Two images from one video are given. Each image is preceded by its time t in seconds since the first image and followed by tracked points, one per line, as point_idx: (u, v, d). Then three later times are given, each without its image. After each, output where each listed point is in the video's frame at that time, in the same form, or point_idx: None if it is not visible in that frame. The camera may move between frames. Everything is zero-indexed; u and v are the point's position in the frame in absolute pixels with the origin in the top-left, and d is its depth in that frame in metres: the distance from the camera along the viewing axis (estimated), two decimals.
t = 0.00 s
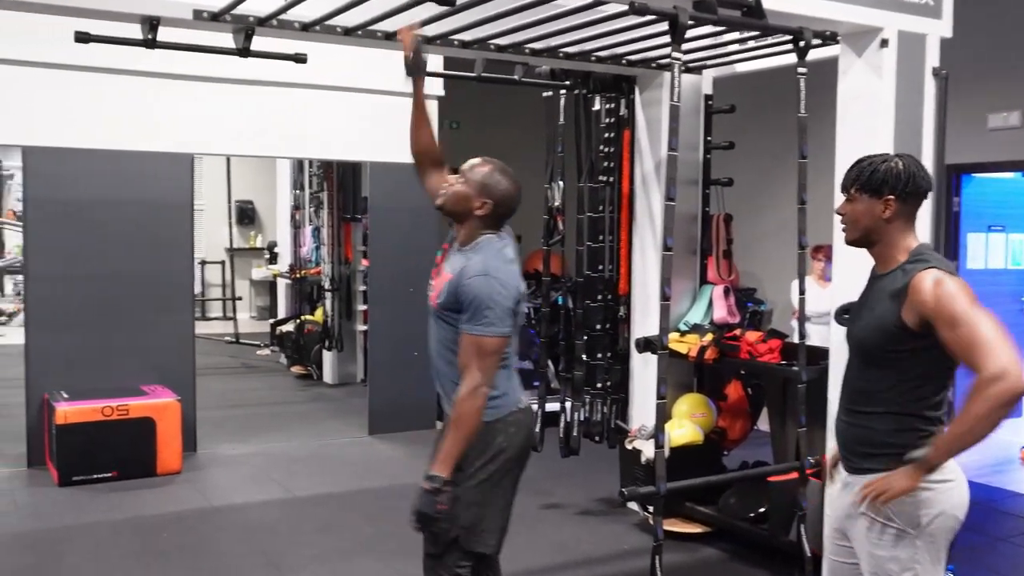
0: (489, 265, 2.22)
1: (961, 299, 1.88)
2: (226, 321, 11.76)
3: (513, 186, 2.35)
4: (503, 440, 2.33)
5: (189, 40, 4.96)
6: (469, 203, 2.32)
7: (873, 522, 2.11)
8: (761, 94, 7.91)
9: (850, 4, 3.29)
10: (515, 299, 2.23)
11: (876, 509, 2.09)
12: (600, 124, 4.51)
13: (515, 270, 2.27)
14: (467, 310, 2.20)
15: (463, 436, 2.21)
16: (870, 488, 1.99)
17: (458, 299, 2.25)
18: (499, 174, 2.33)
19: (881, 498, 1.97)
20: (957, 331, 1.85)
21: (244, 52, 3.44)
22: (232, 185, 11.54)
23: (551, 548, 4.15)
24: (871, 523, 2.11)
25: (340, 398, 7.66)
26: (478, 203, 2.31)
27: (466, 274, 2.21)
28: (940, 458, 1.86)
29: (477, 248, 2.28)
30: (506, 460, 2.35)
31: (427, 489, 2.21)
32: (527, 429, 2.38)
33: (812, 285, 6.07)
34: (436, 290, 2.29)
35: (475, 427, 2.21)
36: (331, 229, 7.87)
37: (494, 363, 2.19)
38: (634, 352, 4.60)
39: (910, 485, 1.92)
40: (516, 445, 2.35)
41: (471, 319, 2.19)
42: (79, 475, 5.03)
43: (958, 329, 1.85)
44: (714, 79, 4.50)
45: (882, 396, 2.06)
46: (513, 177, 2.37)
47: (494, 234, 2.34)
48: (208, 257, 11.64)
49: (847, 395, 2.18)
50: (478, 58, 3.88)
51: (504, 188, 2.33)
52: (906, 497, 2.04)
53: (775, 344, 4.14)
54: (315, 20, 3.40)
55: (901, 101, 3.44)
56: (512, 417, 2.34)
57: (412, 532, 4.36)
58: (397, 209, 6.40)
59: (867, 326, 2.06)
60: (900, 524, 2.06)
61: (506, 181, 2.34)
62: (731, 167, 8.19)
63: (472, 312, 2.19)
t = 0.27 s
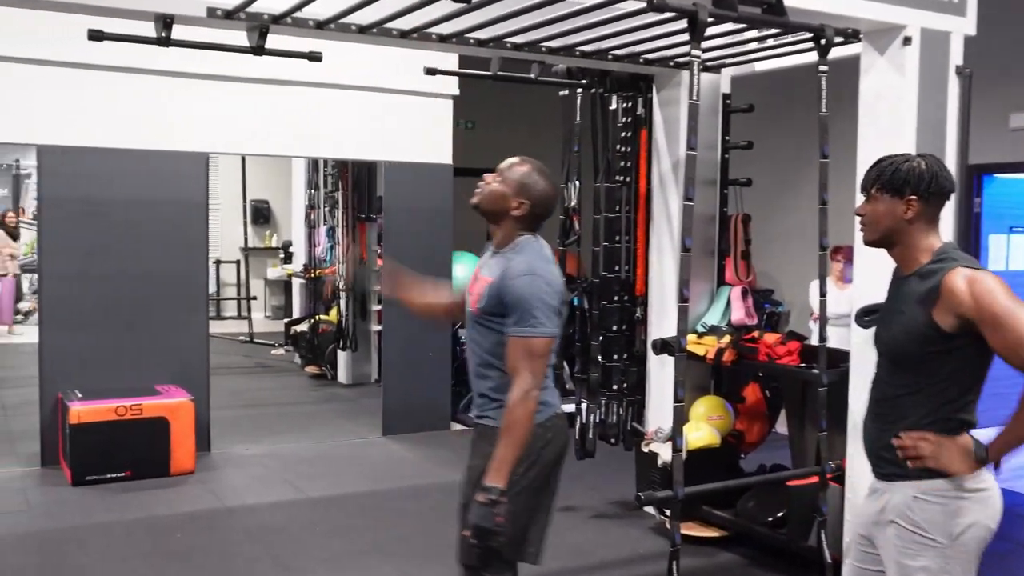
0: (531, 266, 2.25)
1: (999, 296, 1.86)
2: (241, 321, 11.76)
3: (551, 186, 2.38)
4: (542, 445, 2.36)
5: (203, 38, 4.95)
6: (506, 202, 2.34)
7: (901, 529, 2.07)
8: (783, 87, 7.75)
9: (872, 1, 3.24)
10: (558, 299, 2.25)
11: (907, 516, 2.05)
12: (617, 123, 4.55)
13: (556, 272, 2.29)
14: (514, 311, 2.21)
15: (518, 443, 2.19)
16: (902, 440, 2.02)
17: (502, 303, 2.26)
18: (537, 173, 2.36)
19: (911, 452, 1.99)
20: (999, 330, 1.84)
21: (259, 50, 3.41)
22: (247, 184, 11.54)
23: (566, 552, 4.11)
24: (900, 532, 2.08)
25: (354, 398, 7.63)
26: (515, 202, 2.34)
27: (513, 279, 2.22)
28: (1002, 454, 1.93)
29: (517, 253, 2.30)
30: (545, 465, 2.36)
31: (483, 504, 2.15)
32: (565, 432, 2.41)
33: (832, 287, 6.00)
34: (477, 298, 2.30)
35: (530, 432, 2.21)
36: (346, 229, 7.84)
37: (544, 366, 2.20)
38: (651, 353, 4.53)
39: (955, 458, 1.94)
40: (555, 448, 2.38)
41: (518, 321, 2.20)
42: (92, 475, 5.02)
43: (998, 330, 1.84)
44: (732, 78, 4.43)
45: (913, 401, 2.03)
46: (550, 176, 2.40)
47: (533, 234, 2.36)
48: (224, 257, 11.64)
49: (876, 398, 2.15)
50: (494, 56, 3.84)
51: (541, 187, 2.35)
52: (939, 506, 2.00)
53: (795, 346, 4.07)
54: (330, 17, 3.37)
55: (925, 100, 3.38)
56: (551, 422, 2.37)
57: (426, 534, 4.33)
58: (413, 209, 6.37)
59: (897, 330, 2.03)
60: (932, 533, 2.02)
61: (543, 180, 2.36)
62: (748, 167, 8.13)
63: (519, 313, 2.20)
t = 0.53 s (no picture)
0: (593, 267, 2.17)
1: None
2: (251, 319, 11.72)
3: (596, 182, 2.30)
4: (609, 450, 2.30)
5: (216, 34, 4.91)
6: (550, 201, 2.27)
7: (940, 541, 2.08)
8: (801, 89, 7.74)
9: None
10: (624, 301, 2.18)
11: (948, 528, 2.07)
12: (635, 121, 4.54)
13: (615, 272, 2.22)
14: (580, 317, 2.13)
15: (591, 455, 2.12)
16: (943, 449, 2.06)
17: (563, 309, 2.17)
18: (581, 170, 2.28)
19: (953, 459, 2.04)
20: None
21: (274, 46, 3.37)
22: (258, 182, 11.50)
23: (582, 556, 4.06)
24: (940, 543, 2.09)
25: (366, 398, 7.59)
26: (560, 201, 2.26)
27: (580, 282, 2.14)
28: None
29: (576, 254, 2.22)
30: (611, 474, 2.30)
31: (547, 518, 2.11)
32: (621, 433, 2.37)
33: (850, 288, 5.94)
34: (535, 305, 2.20)
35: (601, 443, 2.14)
36: (357, 228, 7.80)
37: (614, 373, 2.13)
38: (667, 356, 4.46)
39: (996, 474, 1.97)
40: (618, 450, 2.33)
41: (587, 328, 2.12)
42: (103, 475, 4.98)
43: None
44: (750, 75, 4.34)
45: (953, 409, 2.04)
46: (593, 171, 2.32)
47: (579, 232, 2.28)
48: (234, 255, 11.62)
49: (914, 403, 2.15)
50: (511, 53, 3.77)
51: (587, 183, 2.27)
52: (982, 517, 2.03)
53: (815, 348, 4.00)
54: (346, 13, 3.32)
55: (951, 98, 3.32)
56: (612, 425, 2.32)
57: (440, 537, 4.28)
58: (426, 208, 6.32)
59: (938, 338, 2.03)
60: (973, 544, 2.05)
61: (588, 175, 2.28)
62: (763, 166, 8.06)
63: (587, 319, 2.12)
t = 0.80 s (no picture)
0: (640, 274, 2.05)
1: None
2: (254, 320, 11.68)
3: (641, 181, 2.18)
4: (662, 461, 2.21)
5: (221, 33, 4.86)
6: (591, 206, 2.16)
7: (972, 552, 2.04)
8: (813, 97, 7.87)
9: None
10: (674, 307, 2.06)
11: (980, 539, 2.02)
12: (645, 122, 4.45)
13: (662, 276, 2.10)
14: (629, 330, 2.02)
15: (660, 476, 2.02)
16: (977, 459, 2.02)
17: (610, 321, 2.06)
18: (623, 169, 2.16)
19: (986, 469, 1.99)
20: None
21: (281, 46, 3.31)
22: (262, 183, 11.46)
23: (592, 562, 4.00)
24: (973, 555, 2.04)
25: (371, 400, 7.53)
26: (602, 205, 2.15)
27: (630, 293, 2.02)
28: None
29: (622, 262, 2.10)
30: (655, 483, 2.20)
31: (636, 554, 2.03)
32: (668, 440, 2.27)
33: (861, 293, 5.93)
34: (578, 317, 2.09)
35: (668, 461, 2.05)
36: (362, 228, 7.74)
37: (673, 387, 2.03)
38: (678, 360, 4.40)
39: None
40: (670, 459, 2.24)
41: (637, 341, 2.00)
42: (107, 479, 4.93)
43: None
44: (763, 76, 4.29)
45: (985, 418, 2.00)
46: (637, 168, 2.19)
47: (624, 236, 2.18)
48: (238, 256, 11.58)
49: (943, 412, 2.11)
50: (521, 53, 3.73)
51: (630, 184, 2.15)
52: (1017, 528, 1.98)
53: (829, 352, 3.96)
54: (354, 13, 3.27)
55: (970, 99, 3.26)
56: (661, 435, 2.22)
57: (448, 543, 4.22)
58: (432, 209, 6.26)
59: (968, 344, 1.99)
60: (1006, 556, 2.00)
61: (631, 174, 2.16)
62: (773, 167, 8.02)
63: (637, 333, 2.00)
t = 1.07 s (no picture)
0: (658, 281, 2.01)
1: None
2: (250, 324, 11.62)
3: (668, 187, 2.16)
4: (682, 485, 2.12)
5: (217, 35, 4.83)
6: (615, 211, 2.15)
7: (988, 555, 2.08)
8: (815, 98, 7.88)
9: None
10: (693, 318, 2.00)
11: (996, 541, 2.06)
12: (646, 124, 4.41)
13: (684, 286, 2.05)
14: (641, 337, 1.97)
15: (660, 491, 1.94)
16: (993, 463, 2.05)
17: (625, 327, 2.02)
18: (650, 175, 2.14)
19: (1004, 473, 2.02)
20: None
21: (281, 48, 3.28)
22: (258, 186, 11.41)
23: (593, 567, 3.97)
24: (987, 557, 2.08)
25: (369, 404, 7.50)
26: (626, 212, 2.13)
27: (648, 300, 1.98)
28: None
29: (643, 269, 2.07)
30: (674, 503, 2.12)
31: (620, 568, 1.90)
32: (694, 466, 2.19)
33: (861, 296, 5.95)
34: (593, 323, 2.06)
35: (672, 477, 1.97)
36: (359, 231, 7.70)
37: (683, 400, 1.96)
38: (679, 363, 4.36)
39: None
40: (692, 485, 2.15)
41: (649, 349, 1.96)
42: (103, 484, 4.89)
43: None
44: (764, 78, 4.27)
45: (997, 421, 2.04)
46: (664, 174, 2.18)
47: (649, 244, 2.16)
48: (234, 259, 11.53)
49: (952, 415, 2.15)
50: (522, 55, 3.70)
51: (655, 191, 2.13)
52: None
53: (831, 355, 3.91)
54: (355, 14, 3.24)
55: (975, 100, 3.24)
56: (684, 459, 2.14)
57: (449, 548, 4.19)
58: (431, 212, 6.22)
59: (980, 348, 2.04)
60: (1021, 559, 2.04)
61: (658, 180, 2.15)
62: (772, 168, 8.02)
63: (649, 341, 1.96)
